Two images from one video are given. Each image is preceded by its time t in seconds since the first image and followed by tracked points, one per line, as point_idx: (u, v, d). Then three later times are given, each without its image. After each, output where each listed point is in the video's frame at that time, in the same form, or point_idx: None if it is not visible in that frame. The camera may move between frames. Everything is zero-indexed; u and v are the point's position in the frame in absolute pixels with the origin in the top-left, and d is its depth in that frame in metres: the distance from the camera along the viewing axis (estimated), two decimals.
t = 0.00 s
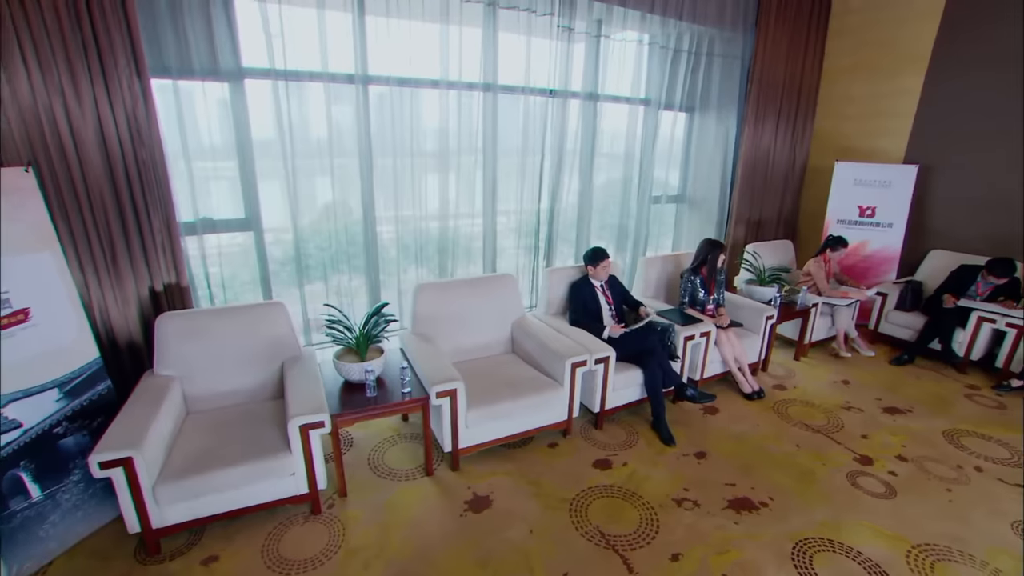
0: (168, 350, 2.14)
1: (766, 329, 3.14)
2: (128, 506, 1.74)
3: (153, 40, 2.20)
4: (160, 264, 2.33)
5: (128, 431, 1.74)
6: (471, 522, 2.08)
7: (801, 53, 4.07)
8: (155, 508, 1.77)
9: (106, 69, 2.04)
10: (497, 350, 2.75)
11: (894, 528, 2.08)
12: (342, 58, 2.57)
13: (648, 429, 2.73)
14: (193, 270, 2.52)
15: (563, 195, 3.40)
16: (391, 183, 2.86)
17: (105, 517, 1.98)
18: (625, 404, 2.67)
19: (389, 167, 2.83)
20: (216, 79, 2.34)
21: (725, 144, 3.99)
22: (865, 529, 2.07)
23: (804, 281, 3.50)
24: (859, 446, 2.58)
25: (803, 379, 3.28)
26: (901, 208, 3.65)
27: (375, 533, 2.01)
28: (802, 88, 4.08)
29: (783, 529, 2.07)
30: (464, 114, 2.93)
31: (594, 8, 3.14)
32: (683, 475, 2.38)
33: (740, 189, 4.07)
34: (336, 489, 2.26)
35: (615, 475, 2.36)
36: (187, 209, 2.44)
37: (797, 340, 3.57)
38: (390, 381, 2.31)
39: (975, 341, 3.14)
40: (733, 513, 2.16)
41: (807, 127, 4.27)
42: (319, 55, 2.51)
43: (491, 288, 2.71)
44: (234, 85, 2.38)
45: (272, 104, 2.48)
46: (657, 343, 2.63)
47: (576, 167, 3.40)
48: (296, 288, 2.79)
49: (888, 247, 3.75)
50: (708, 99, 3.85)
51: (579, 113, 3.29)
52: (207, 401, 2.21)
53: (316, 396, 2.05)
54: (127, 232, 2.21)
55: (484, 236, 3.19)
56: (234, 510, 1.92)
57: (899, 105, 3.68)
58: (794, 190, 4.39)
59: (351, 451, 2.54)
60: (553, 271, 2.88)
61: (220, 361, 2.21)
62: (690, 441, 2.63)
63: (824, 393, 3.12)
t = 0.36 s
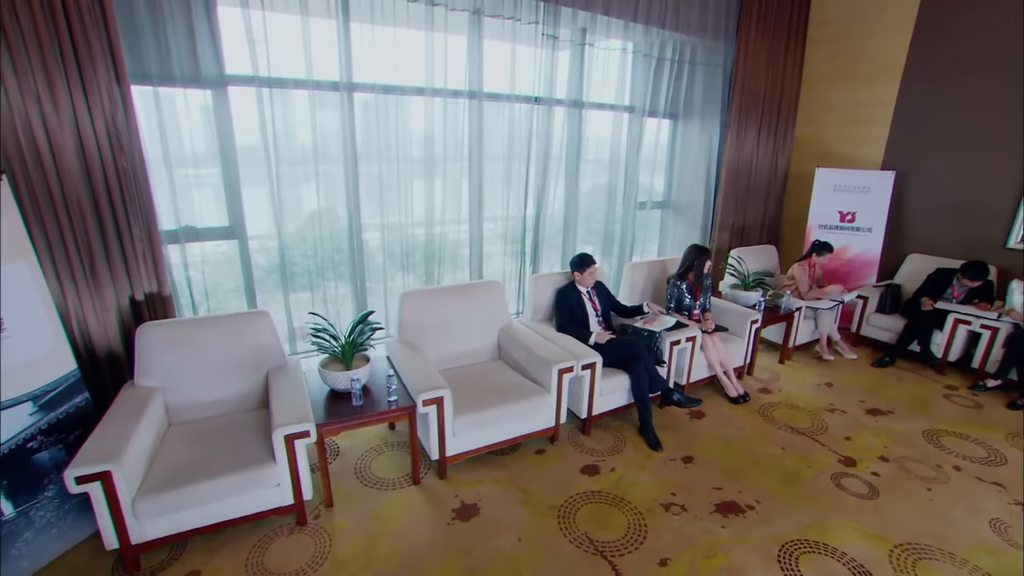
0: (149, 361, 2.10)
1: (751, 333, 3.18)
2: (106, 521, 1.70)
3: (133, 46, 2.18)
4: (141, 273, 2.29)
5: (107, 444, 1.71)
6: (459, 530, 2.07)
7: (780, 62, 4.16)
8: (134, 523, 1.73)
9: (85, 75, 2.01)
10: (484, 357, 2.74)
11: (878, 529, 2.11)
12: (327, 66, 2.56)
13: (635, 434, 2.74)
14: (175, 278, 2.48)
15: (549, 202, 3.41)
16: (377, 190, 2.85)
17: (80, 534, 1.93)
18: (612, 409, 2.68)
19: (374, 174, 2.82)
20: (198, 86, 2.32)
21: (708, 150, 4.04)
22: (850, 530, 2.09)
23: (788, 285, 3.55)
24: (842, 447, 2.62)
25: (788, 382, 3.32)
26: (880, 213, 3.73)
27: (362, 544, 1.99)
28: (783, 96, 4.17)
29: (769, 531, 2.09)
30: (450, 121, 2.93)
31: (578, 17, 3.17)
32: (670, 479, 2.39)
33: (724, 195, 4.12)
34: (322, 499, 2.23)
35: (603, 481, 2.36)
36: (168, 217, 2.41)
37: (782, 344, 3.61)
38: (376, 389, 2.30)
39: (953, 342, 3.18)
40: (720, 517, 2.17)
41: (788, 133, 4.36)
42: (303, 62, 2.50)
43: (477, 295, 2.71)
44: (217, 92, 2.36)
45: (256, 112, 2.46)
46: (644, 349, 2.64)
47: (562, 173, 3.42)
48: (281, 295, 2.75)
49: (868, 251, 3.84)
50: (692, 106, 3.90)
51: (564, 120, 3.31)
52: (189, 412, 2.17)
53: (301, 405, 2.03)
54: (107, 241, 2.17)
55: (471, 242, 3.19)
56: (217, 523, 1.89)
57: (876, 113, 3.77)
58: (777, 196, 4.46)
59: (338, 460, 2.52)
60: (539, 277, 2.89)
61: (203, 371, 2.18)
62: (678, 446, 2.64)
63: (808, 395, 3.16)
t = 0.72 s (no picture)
0: (133, 370, 2.07)
1: (738, 337, 3.21)
2: (86, 535, 1.66)
3: (115, 52, 2.15)
4: (124, 282, 2.26)
5: (87, 457, 1.68)
6: (449, 538, 2.06)
7: (764, 70, 4.23)
8: (116, 537, 1.70)
9: (66, 81, 1.99)
10: (473, 363, 2.74)
11: (864, 530, 2.13)
12: (314, 72, 2.56)
13: (625, 439, 2.74)
14: (159, 286, 2.45)
15: (537, 208, 3.42)
16: (365, 196, 2.83)
17: (60, 549, 1.89)
18: (601, 414, 2.68)
19: (362, 180, 2.81)
20: (183, 93, 2.30)
21: (695, 156, 4.08)
22: (837, 532, 2.11)
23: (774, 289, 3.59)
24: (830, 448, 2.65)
25: (775, 385, 3.35)
26: (863, 217, 3.79)
27: (351, 553, 1.97)
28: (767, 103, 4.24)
29: (758, 534, 2.10)
30: (437, 128, 2.94)
31: (565, 24, 3.20)
32: (660, 484, 2.39)
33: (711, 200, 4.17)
34: (310, 508, 2.21)
35: (592, 487, 2.36)
36: (153, 225, 2.38)
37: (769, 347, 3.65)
38: (364, 397, 2.28)
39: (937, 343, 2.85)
40: (709, 520, 2.18)
41: (773, 140, 4.43)
42: (290, 69, 2.50)
43: (466, 302, 2.70)
44: (203, 99, 2.35)
45: (242, 118, 2.45)
46: (633, 354, 2.65)
47: (550, 179, 3.43)
48: (268, 302, 2.73)
49: (852, 256, 3.92)
50: (678, 113, 3.94)
51: (552, 126, 3.33)
52: (173, 422, 2.14)
53: (288, 414, 2.01)
54: (89, 249, 2.14)
55: (459, 248, 3.19)
56: (202, 535, 1.86)
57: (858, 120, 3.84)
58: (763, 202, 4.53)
59: (326, 469, 2.49)
60: (528, 283, 2.89)
61: (188, 381, 2.15)
62: (667, 450, 2.65)
63: (795, 398, 3.19)
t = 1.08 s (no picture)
0: (117, 380, 2.04)
1: (727, 341, 3.23)
2: (67, 549, 1.63)
3: (98, 58, 2.13)
4: (108, 290, 2.23)
5: (67, 469, 1.64)
6: (439, 545, 2.05)
7: (749, 77, 4.30)
8: (97, 550, 1.67)
9: (48, 87, 1.96)
10: (462, 369, 2.73)
11: (851, 531, 2.15)
12: (301, 78, 2.55)
13: (615, 443, 2.75)
14: (144, 293, 2.42)
15: (526, 213, 3.43)
16: (353, 202, 2.83)
17: (39, 563, 1.85)
18: (591, 419, 2.69)
19: (351, 186, 2.80)
20: (168, 99, 2.28)
21: (682, 161, 4.12)
22: (825, 533, 2.13)
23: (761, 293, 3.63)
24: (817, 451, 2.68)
25: (764, 388, 3.38)
26: (847, 222, 3.86)
27: (340, 563, 1.95)
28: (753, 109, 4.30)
29: (747, 537, 2.11)
30: (426, 133, 2.94)
31: (552, 31, 3.22)
32: (650, 489, 2.40)
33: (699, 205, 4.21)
34: (298, 518, 2.18)
35: (583, 492, 2.36)
36: (137, 232, 2.35)
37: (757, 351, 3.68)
38: (353, 405, 2.27)
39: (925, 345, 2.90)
40: (699, 524, 2.18)
41: (759, 145, 4.49)
42: (277, 75, 2.49)
43: (455, 308, 2.70)
44: (189, 105, 2.33)
45: (228, 124, 2.43)
46: (622, 359, 2.66)
47: (538, 184, 3.44)
48: (255, 309, 2.70)
49: (838, 260, 3.98)
50: (665, 119, 3.98)
51: (540, 132, 3.35)
52: (157, 432, 2.11)
53: (276, 422, 1.99)
54: (71, 256, 2.11)
55: (448, 254, 3.19)
56: (188, 546, 1.83)
57: (841, 126, 3.90)
58: (749, 206, 4.58)
59: (314, 478, 2.47)
60: (517, 289, 2.90)
61: (173, 390, 2.12)
62: (657, 454, 2.66)
63: (783, 401, 3.22)
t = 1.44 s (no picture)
0: (101, 390, 2.01)
1: (716, 346, 3.25)
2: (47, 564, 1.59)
3: (84, 65, 2.12)
4: (92, 298, 2.20)
5: (49, 481, 1.61)
6: (429, 553, 2.03)
7: (736, 84, 4.36)
8: (79, 565, 1.63)
9: (31, 93, 1.94)
10: (453, 376, 2.73)
11: (840, 533, 2.16)
12: (290, 85, 2.55)
13: (606, 449, 2.75)
14: (129, 301, 2.39)
15: (516, 219, 3.44)
16: (343, 208, 2.82)
17: None
18: (582, 425, 2.69)
19: (341, 192, 2.79)
20: (155, 105, 2.27)
21: (671, 167, 4.16)
22: (815, 536, 2.14)
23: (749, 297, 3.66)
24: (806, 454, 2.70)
25: (753, 392, 3.40)
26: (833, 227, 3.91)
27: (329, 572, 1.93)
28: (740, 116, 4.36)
29: (738, 541, 2.12)
30: (416, 140, 2.94)
31: (541, 39, 3.25)
32: (641, 494, 2.40)
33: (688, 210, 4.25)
34: (287, 527, 2.16)
35: (574, 498, 2.36)
36: (123, 239, 2.33)
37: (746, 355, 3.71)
38: (343, 412, 2.25)
39: (903, 347, 3.28)
40: (690, 529, 2.19)
41: (746, 151, 4.55)
42: (266, 82, 2.48)
43: (445, 314, 2.70)
44: (176, 111, 2.32)
45: (217, 131, 2.42)
46: (612, 364, 2.67)
47: (528, 191, 3.46)
48: (244, 317, 2.68)
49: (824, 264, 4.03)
50: (654, 125, 4.02)
51: (530, 139, 3.37)
52: (142, 442, 2.07)
53: (264, 430, 1.97)
54: (55, 264, 2.08)
55: (439, 260, 3.18)
56: (173, 558, 1.80)
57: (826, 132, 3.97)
58: (737, 212, 4.63)
59: (304, 486, 2.44)
60: (507, 295, 2.90)
61: (159, 399, 2.09)
62: (648, 459, 2.67)
63: (772, 405, 3.24)
